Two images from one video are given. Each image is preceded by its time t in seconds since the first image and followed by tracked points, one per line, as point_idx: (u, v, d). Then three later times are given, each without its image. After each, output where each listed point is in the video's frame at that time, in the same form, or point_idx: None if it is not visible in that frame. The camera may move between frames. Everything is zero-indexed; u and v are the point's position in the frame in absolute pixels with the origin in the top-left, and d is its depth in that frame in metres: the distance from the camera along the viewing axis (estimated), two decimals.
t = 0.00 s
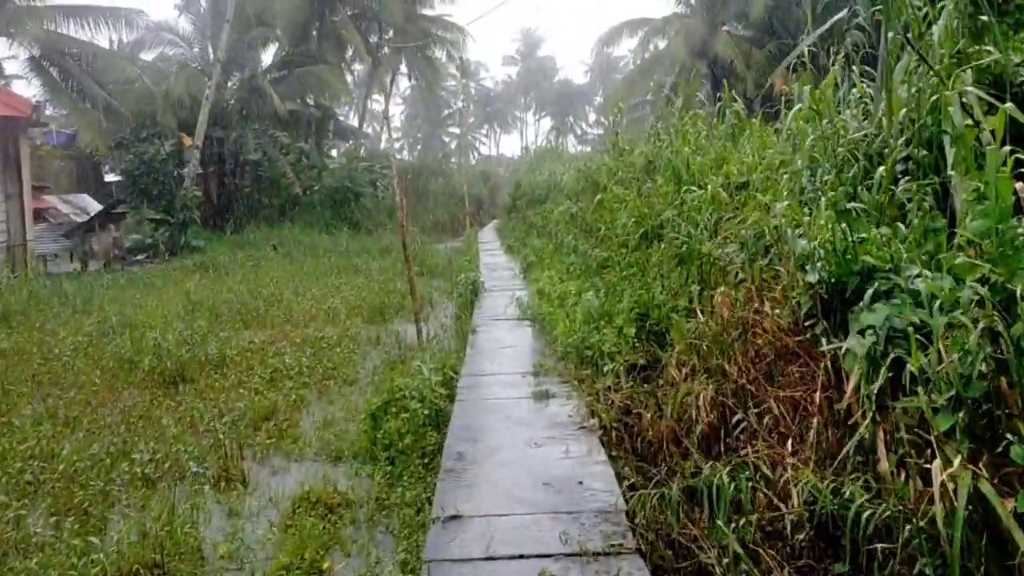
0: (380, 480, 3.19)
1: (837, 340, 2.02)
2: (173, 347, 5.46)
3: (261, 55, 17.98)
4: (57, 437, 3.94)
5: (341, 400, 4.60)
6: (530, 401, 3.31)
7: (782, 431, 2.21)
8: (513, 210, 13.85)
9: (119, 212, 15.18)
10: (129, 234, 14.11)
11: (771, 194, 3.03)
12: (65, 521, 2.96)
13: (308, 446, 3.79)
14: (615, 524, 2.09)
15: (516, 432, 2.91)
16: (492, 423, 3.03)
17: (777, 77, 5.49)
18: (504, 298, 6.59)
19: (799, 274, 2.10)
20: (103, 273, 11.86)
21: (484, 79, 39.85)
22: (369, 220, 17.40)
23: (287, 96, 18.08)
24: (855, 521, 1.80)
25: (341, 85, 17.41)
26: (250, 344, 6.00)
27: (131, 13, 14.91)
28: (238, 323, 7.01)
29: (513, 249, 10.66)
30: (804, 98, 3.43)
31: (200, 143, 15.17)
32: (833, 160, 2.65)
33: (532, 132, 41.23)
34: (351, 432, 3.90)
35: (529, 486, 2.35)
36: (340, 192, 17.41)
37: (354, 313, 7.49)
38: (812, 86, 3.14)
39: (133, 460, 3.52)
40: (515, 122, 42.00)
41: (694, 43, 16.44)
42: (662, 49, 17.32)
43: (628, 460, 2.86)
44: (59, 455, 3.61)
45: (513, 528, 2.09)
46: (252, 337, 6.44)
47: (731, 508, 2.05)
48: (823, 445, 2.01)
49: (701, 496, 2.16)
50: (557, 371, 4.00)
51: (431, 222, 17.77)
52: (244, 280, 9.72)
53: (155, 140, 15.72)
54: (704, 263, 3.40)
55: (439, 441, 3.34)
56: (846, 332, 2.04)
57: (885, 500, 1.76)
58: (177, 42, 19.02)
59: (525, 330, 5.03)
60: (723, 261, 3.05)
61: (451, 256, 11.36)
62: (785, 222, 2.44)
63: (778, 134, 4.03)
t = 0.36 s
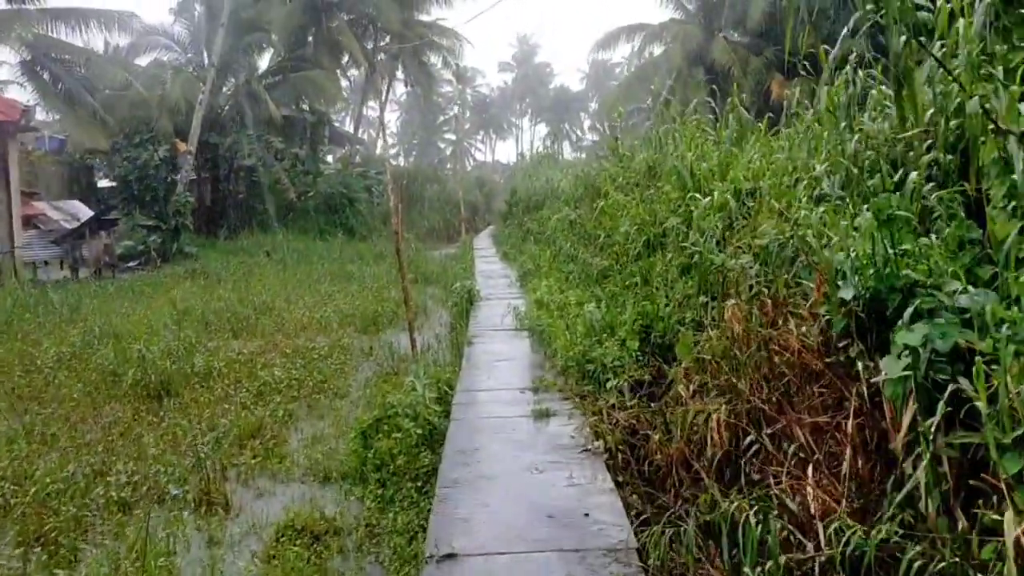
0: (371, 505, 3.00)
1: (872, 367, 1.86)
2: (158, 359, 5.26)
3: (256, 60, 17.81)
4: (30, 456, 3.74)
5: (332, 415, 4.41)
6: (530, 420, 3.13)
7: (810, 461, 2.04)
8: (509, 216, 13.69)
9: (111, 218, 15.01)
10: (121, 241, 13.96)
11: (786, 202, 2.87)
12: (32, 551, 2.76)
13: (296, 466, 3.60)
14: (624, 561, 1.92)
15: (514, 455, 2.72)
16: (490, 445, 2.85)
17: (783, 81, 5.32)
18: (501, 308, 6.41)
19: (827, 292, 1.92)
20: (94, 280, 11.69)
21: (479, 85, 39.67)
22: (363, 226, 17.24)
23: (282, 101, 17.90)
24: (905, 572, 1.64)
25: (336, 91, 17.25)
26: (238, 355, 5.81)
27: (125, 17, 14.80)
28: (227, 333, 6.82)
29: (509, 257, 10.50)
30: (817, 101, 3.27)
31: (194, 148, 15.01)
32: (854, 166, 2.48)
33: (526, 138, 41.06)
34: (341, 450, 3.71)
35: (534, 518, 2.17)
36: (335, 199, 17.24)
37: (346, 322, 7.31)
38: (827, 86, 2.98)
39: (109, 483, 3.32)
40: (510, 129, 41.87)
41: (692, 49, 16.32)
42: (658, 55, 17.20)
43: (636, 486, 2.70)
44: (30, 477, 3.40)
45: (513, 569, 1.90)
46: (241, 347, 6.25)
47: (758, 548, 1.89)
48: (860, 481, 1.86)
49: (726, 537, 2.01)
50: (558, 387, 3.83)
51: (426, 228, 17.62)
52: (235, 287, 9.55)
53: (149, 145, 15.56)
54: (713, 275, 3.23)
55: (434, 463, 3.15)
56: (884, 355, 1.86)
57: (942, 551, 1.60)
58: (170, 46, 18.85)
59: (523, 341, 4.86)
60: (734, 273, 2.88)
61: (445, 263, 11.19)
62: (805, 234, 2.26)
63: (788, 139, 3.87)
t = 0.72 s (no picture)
0: (361, 534, 2.79)
1: (921, 391, 1.64)
2: (144, 369, 5.04)
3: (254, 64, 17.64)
4: (2, 476, 3.52)
5: (324, 431, 4.19)
6: (533, 440, 2.92)
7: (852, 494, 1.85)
8: (509, 222, 13.50)
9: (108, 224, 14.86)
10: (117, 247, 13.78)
11: (810, 206, 2.67)
12: None
13: (283, 487, 3.38)
14: None
15: (513, 482, 2.51)
16: (489, 470, 2.63)
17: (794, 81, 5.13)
18: (501, 317, 6.21)
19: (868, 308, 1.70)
20: (87, 287, 11.52)
21: (480, 90, 39.52)
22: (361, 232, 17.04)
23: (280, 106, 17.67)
24: None
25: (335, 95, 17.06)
26: (228, 366, 5.60)
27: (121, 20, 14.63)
28: (219, 343, 6.60)
29: (510, 264, 10.30)
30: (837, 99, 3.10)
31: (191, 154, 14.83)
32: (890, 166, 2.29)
33: (527, 144, 40.89)
34: (331, 471, 3.49)
35: (538, 558, 1.96)
36: (332, 204, 17.04)
37: (341, 331, 7.11)
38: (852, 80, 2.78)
39: (82, 506, 3.10)
40: (511, 135, 41.71)
41: (695, 52, 16.14)
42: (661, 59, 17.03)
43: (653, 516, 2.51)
44: None
45: None
46: (233, 358, 6.03)
47: None
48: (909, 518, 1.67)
49: None
50: (564, 402, 3.63)
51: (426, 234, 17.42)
52: (229, 295, 9.36)
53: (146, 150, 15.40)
54: (730, 285, 3.04)
55: (429, 486, 2.93)
56: (937, 378, 1.63)
57: None
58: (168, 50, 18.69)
59: (525, 353, 4.65)
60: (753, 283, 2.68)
61: (445, 270, 11.00)
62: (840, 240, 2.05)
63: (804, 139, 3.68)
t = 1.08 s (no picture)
0: (356, 563, 2.61)
1: (987, 426, 1.47)
2: (136, 380, 4.86)
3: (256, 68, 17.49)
4: None
5: (320, 446, 4.01)
6: (539, 462, 2.74)
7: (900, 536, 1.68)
8: (514, 227, 13.31)
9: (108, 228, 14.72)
10: (116, 252, 13.63)
11: (839, 212, 2.50)
12: None
13: (276, 507, 3.19)
14: None
15: (523, 509, 2.34)
16: (496, 494, 2.47)
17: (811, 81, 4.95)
18: (505, 326, 6.04)
19: (925, 329, 1.54)
20: (84, 292, 11.36)
21: (484, 94, 39.35)
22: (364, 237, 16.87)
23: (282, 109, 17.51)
24: None
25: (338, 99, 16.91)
26: (224, 376, 5.41)
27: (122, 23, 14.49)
28: (216, 352, 6.42)
29: (515, 270, 10.12)
30: (865, 99, 2.92)
31: (191, 157, 14.68)
32: (931, 171, 2.11)
33: (531, 149, 40.67)
34: (325, 490, 3.31)
35: None
36: (335, 209, 16.88)
37: (341, 340, 6.93)
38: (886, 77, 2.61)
39: (60, 530, 2.91)
40: (515, 140, 41.53)
41: (701, 55, 15.96)
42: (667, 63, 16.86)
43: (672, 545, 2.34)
44: None
45: None
46: (229, 368, 5.85)
47: None
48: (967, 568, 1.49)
49: None
50: (572, 418, 3.46)
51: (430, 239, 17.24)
52: (227, 302, 9.20)
53: (147, 155, 15.27)
54: (752, 297, 2.87)
55: (430, 510, 2.76)
56: (1007, 410, 1.46)
57: None
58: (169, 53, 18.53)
59: (530, 366, 4.47)
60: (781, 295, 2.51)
61: (448, 276, 10.81)
62: (886, 251, 1.87)
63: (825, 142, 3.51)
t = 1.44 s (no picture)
0: None
1: None
2: (129, 390, 4.69)
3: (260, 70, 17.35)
4: None
5: (318, 461, 3.83)
6: (548, 484, 2.57)
7: None
8: (519, 232, 13.14)
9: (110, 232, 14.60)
10: (118, 256, 13.49)
11: (868, 220, 2.35)
12: None
13: (268, 528, 3.02)
14: None
15: (532, 537, 2.18)
16: (502, 519, 2.30)
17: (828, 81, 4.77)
18: (511, 333, 5.87)
19: (986, 354, 1.38)
20: (84, 297, 11.22)
21: (490, 98, 39.18)
22: (369, 241, 16.72)
23: (286, 112, 17.38)
24: None
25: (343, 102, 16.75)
26: (221, 384, 5.24)
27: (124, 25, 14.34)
28: (214, 359, 6.25)
29: (521, 275, 9.96)
30: (895, 96, 2.75)
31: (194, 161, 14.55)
32: (970, 176, 1.95)
33: (537, 153, 40.48)
34: (320, 509, 3.14)
35: None
36: (339, 212, 16.74)
37: (343, 347, 6.76)
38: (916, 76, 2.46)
39: (37, 553, 2.74)
40: (521, 143, 41.35)
41: (708, 58, 15.79)
42: (674, 66, 16.68)
43: None
44: None
45: None
46: (228, 376, 5.68)
47: None
48: None
49: None
50: (581, 435, 3.28)
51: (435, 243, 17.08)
52: (227, 307, 9.03)
53: (150, 158, 15.15)
54: (775, 308, 2.70)
55: (432, 533, 2.59)
56: None
57: None
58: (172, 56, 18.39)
59: (536, 377, 4.29)
60: (809, 307, 2.34)
61: (453, 280, 10.64)
62: (939, 265, 1.69)
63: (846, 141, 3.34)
